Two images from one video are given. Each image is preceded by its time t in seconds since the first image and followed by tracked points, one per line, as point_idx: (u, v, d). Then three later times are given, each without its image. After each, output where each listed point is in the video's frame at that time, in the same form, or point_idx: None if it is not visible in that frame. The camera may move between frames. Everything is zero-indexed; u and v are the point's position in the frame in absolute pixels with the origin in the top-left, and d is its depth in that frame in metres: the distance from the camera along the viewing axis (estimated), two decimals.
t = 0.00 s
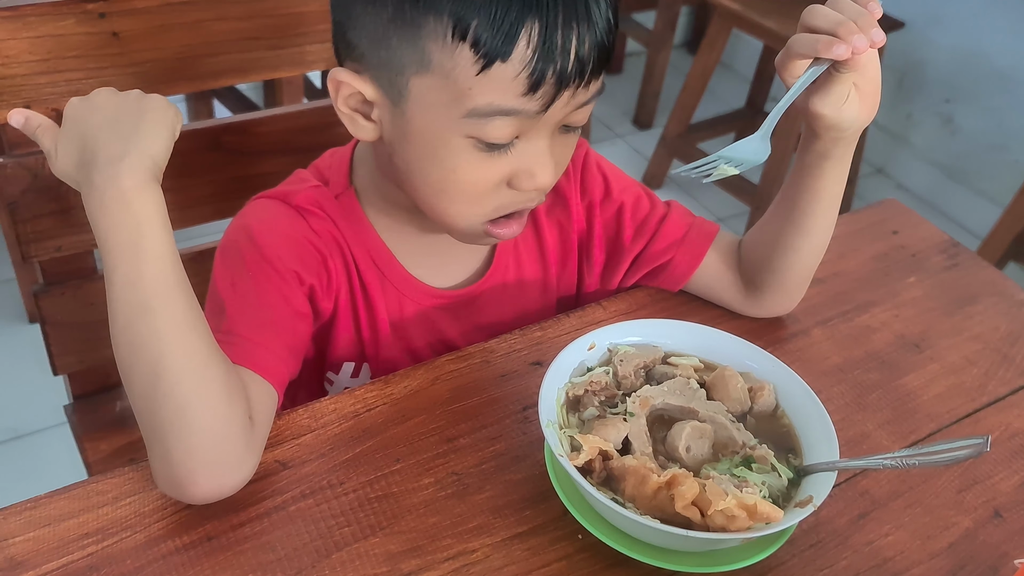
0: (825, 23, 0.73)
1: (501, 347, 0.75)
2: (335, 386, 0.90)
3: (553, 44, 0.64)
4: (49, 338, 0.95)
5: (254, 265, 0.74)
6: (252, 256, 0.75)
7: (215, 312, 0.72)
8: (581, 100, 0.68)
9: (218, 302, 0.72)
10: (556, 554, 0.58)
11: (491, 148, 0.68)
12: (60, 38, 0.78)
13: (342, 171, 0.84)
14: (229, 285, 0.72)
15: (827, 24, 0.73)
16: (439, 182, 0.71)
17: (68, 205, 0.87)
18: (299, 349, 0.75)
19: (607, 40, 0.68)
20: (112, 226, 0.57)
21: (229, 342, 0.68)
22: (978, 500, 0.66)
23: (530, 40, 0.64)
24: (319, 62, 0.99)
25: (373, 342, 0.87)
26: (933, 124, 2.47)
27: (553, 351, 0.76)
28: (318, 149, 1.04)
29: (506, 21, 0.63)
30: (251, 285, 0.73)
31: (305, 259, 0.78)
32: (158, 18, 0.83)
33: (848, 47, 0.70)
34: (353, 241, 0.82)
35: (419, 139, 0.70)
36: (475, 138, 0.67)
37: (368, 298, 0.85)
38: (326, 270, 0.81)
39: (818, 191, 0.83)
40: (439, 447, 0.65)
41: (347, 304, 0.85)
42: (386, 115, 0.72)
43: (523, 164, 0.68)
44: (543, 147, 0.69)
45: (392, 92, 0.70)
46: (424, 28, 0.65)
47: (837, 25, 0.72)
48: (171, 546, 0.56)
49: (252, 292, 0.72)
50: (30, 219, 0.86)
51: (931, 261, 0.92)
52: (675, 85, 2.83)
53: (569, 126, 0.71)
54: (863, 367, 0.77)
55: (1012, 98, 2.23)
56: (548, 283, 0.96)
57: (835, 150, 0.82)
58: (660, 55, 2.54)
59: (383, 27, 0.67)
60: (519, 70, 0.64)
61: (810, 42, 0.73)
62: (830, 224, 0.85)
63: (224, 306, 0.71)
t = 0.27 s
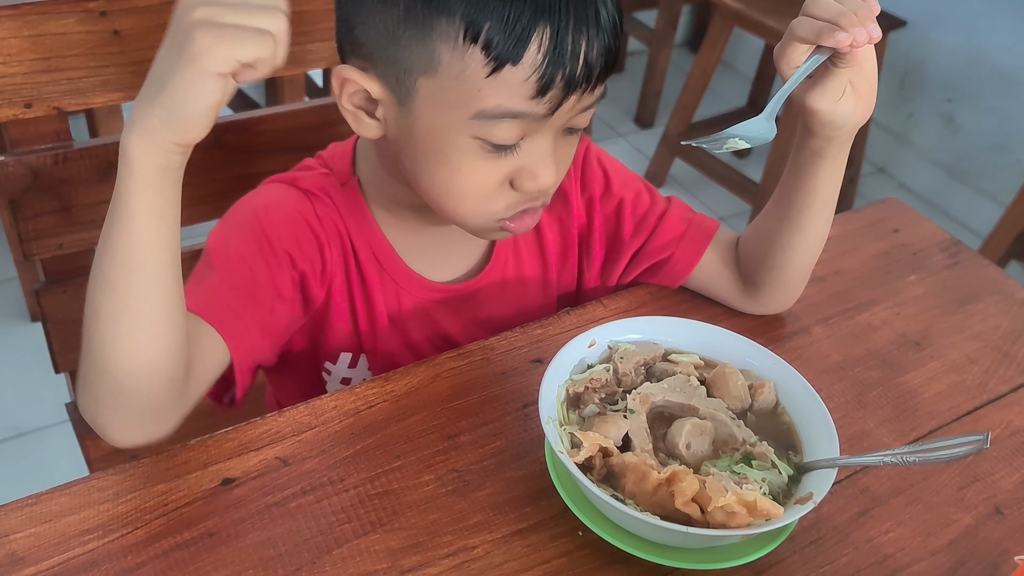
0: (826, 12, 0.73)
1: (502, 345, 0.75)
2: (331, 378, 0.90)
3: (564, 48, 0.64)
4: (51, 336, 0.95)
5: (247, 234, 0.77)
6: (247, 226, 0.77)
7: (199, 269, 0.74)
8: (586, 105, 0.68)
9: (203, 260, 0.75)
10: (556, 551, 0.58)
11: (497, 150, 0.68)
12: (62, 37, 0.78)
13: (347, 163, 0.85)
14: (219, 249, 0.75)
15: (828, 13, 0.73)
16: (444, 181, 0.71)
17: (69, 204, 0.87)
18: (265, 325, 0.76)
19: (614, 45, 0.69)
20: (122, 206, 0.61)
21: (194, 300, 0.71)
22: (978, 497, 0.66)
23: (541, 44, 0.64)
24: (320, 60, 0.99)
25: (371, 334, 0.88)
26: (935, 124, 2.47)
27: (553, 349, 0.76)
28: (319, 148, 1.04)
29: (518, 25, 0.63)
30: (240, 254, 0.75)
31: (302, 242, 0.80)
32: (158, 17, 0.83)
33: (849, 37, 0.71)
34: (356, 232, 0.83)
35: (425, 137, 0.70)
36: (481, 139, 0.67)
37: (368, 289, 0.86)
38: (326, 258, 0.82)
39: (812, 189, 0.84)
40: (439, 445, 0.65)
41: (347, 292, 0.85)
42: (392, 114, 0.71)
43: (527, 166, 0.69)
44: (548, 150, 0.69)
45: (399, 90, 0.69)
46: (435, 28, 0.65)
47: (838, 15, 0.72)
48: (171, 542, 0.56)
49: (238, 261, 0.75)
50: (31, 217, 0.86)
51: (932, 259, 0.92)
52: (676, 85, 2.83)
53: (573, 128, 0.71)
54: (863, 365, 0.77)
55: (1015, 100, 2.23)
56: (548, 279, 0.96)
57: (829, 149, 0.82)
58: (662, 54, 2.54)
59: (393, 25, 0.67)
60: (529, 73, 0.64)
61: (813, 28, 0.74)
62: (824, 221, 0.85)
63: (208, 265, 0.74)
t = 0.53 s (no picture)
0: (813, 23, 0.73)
1: (499, 339, 0.75)
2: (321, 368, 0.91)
3: (561, 35, 0.64)
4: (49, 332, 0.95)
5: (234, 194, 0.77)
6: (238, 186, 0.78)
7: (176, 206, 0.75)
8: (583, 92, 0.69)
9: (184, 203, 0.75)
10: (554, 543, 0.59)
11: (497, 141, 0.68)
12: (57, 32, 0.77)
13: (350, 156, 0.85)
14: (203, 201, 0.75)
15: (814, 25, 0.73)
16: (445, 176, 0.72)
17: (67, 200, 0.88)
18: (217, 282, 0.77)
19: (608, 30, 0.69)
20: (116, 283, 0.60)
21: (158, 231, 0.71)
22: (974, 488, 0.66)
23: (538, 32, 0.64)
24: (317, 55, 0.98)
25: (363, 328, 0.88)
26: (933, 120, 2.47)
27: (550, 342, 0.76)
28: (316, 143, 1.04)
29: (514, 14, 0.63)
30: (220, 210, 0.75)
31: (291, 217, 0.80)
32: (157, 12, 0.83)
33: (838, 48, 0.71)
34: (351, 221, 0.83)
35: (425, 133, 0.70)
36: (482, 132, 0.67)
37: (359, 279, 0.86)
38: (317, 243, 0.82)
39: (803, 185, 0.84)
40: (436, 437, 0.65)
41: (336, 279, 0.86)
42: (390, 110, 0.71)
43: (528, 157, 0.69)
44: (547, 140, 0.69)
45: (397, 87, 0.69)
46: (432, 22, 0.64)
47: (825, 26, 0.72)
48: (169, 535, 0.56)
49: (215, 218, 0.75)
50: (29, 213, 0.86)
51: (929, 252, 0.92)
52: (674, 81, 2.83)
53: (569, 117, 0.71)
54: (860, 358, 0.77)
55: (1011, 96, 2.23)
56: (541, 275, 0.96)
57: (817, 150, 0.83)
58: (659, 51, 2.54)
59: (389, 21, 0.67)
60: (528, 62, 0.64)
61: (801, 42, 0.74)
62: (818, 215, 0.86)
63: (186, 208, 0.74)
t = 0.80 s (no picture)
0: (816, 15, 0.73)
1: (500, 335, 0.75)
2: (338, 363, 0.90)
3: (586, 46, 0.64)
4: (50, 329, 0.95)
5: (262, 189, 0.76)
6: (265, 181, 0.77)
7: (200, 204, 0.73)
8: (610, 100, 0.68)
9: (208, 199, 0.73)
10: (555, 538, 0.59)
11: (523, 151, 0.68)
12: (58, 28, 0.77)
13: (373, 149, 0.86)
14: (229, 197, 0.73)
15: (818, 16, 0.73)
16: (470, 183, 0.72)
17: (68, 196, 0.88)
18: (242, 283, 0.75)
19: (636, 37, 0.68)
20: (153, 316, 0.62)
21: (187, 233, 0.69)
22: (974, 483, 0.66)
23: (563, 44, 0.63)
24: (319, 51, 0.99)
25: (382, 322, 0.89)
26: (932, 117, 2.47)
27: (551, 338, 0.76)
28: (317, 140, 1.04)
29: (539, 26, 0.62)
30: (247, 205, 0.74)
31: (319, 209, 0.79)
32: (157, 9, 0.83)
33: (840, 40, 0.71)
34: (376, 213, 0.83)
35: (450, 142, 0.70)
36: (508, 143, 0.67)
37: (383, 272, 0.86)
38: (344, 236, 0.82)
39: (812, 188, 0.84)
40: (437, 433, 0.65)
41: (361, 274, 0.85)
42: (415, 119, 0.72)
43: (554, 166, 0.69)
44: (574, 147, 0.69)
45: (422, 97, 0.69)
46: (456, 36, 0.64)
47: (828, 18, 0.72)
48: (172, 529, 0.56)
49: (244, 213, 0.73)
50: (30, 210, 0.86)
51: (929, 249, 0.92)
52: (673, 78, 2.84)
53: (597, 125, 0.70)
54: (860, 354, 0.77)
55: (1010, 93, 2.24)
56: (554, 273, 0.96)
57: (823, 145, 0.82)
58: (659, 48, 2.54)
59: (414, 33, 0.67)
60: (553, 73, 0.64)
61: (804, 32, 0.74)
62: (827, 214, 0.86)
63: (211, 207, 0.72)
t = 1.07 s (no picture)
0: (837, 31, 0.72)
1: (505, 331, 0.75)
2: (353, 340, 0.91)
3: (632, 61, 0.64)
4: (52, 324, 0.95)
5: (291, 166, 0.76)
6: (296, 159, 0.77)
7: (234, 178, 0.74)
8: (644, 116, 0.69)
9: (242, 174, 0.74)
10: (559, 534, 0.59)
11: (556, 157, 0.68)
12: (60, 23, 0.77)
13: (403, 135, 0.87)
14: (262, 174, 0.74)
15: (837, 32, 0.72)
16: (499, 183, 0.72)
17: (71, 191, 0.87)
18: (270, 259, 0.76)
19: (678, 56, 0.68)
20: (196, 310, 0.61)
21: (219, 207, 0.70)
22: (979, 480, 0.66)
23: (610, 57, 0.63)
24: (321, 47, 0.98)
25: (401, 308, 0.89)
26: (935, 117, 2.46)
27: (555, 334, 0.76)
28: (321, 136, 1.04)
29: (590, 36, 0.62)
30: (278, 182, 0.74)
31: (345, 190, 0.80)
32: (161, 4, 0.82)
33: (860, 57, 0.70)
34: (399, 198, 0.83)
35: (483, 141, 0.70)
36: (543, 148, 0.67)
37: (404, 256, 0.86)
38: (368, 218, 0.82)
39: (826, 193, 0.84)
40: (442, 428, 0.65)
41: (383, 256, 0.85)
42: (451, 116, 0.72)
43: (583, 174, 0.69)
44: (605, 159, 0.69)
45: (462, 94, 0.69)
46: (506, 35, 0.64)
47: (848, 34, 0.71)
48: (176, 524, 0.56)
49: (275, 189, 0.74)
50: (32, 204, 0.86)
51: (933, 246, 0.92)
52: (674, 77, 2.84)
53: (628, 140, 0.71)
54: (865, 351, 0.77)
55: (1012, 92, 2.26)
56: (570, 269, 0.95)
57: (841, 154, 0.82)
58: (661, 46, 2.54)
59: (462, 29, 0.66)
60: (597, 85, 0.64)
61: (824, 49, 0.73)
62: (842, 218, 0.85)
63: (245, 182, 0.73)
